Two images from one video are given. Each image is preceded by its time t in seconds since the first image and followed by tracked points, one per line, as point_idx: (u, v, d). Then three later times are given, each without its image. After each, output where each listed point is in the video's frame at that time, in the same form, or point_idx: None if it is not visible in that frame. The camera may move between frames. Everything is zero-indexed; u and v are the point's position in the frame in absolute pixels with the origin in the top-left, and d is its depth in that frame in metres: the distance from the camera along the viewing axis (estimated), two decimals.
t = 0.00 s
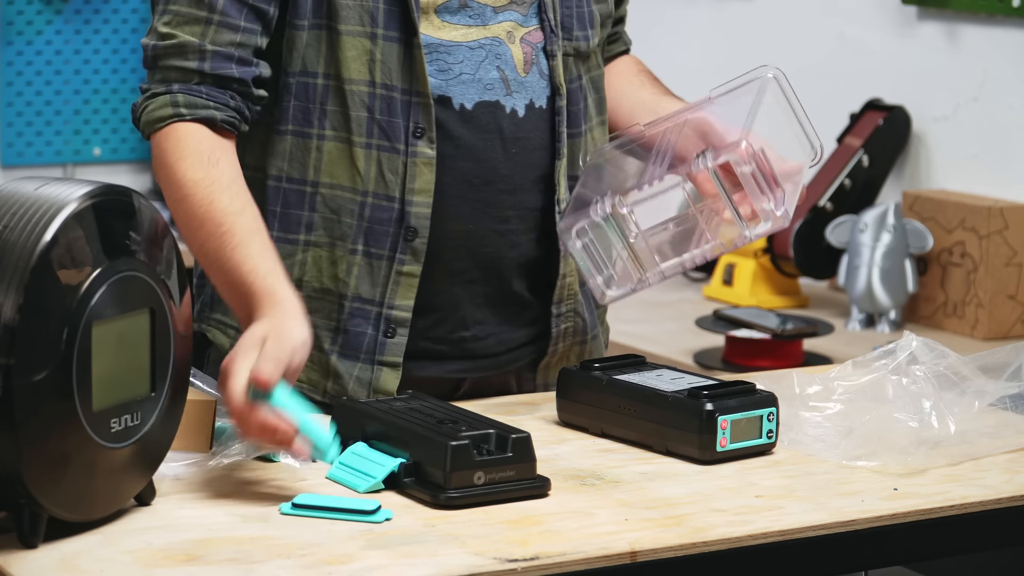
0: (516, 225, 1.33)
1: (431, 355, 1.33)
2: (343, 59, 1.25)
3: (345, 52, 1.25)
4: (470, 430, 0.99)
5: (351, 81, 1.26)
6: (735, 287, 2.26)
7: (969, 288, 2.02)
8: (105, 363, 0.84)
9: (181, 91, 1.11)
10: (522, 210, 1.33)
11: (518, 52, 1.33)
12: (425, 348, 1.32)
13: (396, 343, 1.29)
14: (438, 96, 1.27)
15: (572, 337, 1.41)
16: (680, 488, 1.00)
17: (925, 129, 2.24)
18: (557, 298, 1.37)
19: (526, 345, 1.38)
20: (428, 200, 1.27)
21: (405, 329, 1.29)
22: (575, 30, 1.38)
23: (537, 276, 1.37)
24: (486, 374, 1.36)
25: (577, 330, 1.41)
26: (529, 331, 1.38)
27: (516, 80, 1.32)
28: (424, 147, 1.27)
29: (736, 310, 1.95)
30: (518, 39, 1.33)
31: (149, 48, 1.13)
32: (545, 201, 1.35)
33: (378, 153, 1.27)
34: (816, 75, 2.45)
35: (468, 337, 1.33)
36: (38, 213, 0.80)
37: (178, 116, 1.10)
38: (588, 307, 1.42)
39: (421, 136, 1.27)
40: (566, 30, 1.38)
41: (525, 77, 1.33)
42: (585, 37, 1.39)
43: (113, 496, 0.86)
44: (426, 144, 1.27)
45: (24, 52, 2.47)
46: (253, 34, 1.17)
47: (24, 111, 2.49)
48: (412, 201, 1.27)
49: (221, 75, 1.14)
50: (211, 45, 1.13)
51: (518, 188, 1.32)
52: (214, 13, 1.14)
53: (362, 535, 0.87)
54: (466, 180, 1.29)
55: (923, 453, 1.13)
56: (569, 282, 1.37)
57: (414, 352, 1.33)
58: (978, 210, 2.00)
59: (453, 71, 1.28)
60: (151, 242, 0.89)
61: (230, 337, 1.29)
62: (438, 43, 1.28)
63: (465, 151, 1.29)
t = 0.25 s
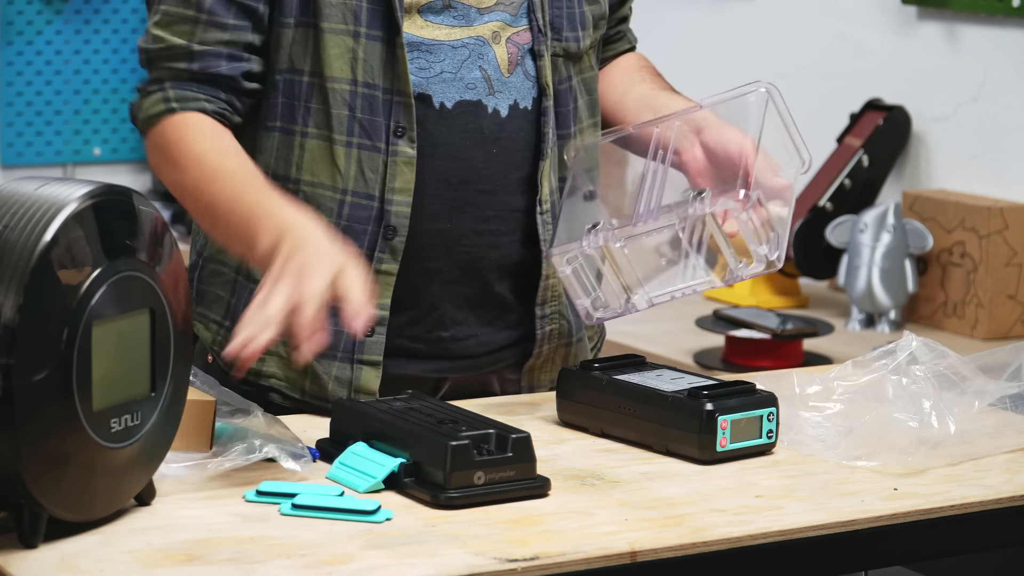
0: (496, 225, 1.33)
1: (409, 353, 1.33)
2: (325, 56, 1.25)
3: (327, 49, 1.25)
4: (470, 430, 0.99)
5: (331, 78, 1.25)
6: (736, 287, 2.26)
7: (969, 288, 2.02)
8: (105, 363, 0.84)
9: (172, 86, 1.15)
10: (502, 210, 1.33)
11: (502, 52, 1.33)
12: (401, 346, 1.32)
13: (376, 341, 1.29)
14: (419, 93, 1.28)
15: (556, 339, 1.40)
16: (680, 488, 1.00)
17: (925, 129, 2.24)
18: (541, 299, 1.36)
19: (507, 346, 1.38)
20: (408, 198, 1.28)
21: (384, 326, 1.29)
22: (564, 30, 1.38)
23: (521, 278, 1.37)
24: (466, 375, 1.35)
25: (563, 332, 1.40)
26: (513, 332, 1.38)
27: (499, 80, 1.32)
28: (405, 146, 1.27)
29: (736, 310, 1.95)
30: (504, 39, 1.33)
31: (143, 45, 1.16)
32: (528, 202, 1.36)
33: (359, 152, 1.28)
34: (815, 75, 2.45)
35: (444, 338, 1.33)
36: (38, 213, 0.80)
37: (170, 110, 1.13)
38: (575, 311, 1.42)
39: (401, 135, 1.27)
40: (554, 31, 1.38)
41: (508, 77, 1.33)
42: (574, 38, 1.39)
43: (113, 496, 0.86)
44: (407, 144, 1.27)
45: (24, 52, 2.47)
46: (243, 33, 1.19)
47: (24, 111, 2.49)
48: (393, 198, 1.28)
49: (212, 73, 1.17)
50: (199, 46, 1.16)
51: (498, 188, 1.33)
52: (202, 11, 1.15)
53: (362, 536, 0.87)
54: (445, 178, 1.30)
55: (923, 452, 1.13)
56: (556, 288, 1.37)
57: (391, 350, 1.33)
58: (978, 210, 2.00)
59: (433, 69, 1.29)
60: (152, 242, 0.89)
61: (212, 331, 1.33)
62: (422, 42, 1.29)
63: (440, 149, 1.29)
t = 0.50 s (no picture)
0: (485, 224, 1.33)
1: (398, 351, 1.33)
2: (330, 54, 1.23)
3: (332, 47, 1.23)
4: (470, 430, 0.99)
5: (339, 76, 1.24)
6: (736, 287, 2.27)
7: (968, 288, 2.02)
8: (105, 363, 0.84)
9: (193, 65, 1.15)
10: (490, 207, 1.33)
11: (490, 52, 1.34)
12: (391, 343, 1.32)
13: (371, 336, 1.28)
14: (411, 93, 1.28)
15: (549, 340, 1.41)
16: (680, 488, 1.00)
17: (925, 129, 2.24)
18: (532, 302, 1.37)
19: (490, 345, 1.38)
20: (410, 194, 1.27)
21: (381, 322, 1.28)
22: (553, 31, 1.37)
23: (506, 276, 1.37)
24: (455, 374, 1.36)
25: (555, 333, 1.41)
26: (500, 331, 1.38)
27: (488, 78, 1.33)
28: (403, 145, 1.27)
29: (735, 310, 1.95)
30: (490, 38, 1.35)
31: (150, 32, 1.13)
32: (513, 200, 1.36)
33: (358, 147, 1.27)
34: (815, 75, 2.45)
35: (433, 335, 1.33)
36: (38, 213, 0.80)
37: (195, 86, 1.13)
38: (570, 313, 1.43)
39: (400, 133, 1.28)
40: (542, 32, 1.37)
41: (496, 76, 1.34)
42: (564, 41, 1.38)
43: (112, 496, 0.86)
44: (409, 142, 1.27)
45: (24, 52, 2.46)
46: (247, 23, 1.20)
47: (24, 111, 2.48)
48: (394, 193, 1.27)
49: (229, 63, 1.18)
50: (218, 35, 1.16)
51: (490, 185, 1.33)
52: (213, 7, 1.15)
53: (362, 536, 0.87)
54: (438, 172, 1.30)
55: (924, 452, 1.13)
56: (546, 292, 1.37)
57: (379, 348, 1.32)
58: (978, 210, 2.00)
59: (425, 67, 1.29)
60: (152, 242, 0.89)
61: (200, 323, 1.33)
62: (412, 40, 1.29)
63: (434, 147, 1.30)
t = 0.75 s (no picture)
0: (495, 217, 1.34)
1: (405, 346, 1.34)
2: (341, 44, 1.25)
3: (343, 37, 1.25)
4: (470, 430, 0.99)
5: (349, 66, 1.26)
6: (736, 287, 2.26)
7: (969, 288, 2.02)
8: (105, 363, 0.84)
9: (244, 55, 1.15)
10: (499, 203, 1.35)
11: (498, 48, 1.35)
12: (399, 337, 1.33)
13: (384, 328, 1.30)
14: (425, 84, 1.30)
15: (525, 331, 1.40)
16: (680, 488, 1.00)
17: (925, 129, 2.24)
18: (511, 288, 1.37)
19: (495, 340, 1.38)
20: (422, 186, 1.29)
21: (393, 315, 1.30)
22: (552, 25, 1.39)
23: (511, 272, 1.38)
24: (461, 369, 1.36)
25: (529, 325, 1.40)
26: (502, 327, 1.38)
27: (497, 74, 1.34)
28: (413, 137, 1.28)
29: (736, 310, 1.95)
30: (500, 32, 1.36)
31: (195, 23, 1.15)
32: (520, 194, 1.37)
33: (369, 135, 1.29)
34: (815, 75, 2.45)
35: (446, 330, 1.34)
36: (38, 213, 0.80)
37: (251, 77, 1.14)
38: (544, 303, 1.42)
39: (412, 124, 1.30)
40: (543, 25, 1.39)
41: (502, 71, 1.35)
42: (563, 32, 1.41)
43: (113, 495, 0.86)
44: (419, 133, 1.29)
45: (24, 52, 2.42)
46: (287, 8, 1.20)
47: (24, 111, 2.44)
48: (407, 186, 1.29)
49: (276, 47, 1.18)
50: (263, 18, 1.17)
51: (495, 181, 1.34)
52: None
53: (362, 536, 0.87)
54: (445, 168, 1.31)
55: (924, 453, 1.13)
56: (524, 278, 1.37)
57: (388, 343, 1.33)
58: (978, 210, 2.00)
59: (438, 61, 1.31)
60: (152, 241, 0.89)
61: (213, 316, 1.33)
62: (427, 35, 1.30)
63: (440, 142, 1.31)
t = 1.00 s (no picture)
0: (496, 219, 1.35)
1: (410, 346, 1.34)
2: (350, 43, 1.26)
3: (353, 36, 1.26)
4: (470, 430, 0.99)
5: (358, 64, 1.26)
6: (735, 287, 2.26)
7: (969, 288, 2.02)
8: (105, 362, 0.84)
9: (274, 54, 1.14)
10: (502, 204, 1.35)
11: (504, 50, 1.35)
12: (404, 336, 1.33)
13: (389, 327, 1.31)
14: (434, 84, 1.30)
15: (538, 335, 1.40)
16: (680, 488, 1.00)
17: (925, 129, 2.24)
18: (522, 293, 1.38)
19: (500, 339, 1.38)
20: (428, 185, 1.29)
21: (399, 313, 1.31)
22: (552, 30, 1.40)
23: (515, 273, 1.38)
24: (463, 369, 1.36)
25: (542, 328, 1.40)
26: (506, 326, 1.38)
27: (502, 75, 1.34)
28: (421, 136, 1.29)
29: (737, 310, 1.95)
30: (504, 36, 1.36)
31: (222, 21, 1.14)
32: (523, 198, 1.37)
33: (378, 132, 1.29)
34: (815, 75, 2.45)
35: (449, 330, 1.34)
36: (38, 213, 0.80)
37: (281, 75, 1.13)
38: (551, 307, 1.42)
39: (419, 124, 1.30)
40: (544, 29, 1.40)
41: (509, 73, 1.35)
42: (563, 37, 1.41)
43: (113, 495, 0.86)
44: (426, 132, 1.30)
45: (24, 52, 2.41)
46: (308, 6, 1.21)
47: (24, 111, 2.44)
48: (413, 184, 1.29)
49: (302, 42, 1.17)
50: (289, 14, 1.17)
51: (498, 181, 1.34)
52: None
53: (362, 535, 0.87)
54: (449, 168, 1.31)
55: (924, 453, 1.13)
56: (534, 281, 1.38)
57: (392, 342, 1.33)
58: (978, 210, 2.00)
59: (446, 62, 1.31)
60: (152, 241, 0.89)
61: (219, 312, 1.33)
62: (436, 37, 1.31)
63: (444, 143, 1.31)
